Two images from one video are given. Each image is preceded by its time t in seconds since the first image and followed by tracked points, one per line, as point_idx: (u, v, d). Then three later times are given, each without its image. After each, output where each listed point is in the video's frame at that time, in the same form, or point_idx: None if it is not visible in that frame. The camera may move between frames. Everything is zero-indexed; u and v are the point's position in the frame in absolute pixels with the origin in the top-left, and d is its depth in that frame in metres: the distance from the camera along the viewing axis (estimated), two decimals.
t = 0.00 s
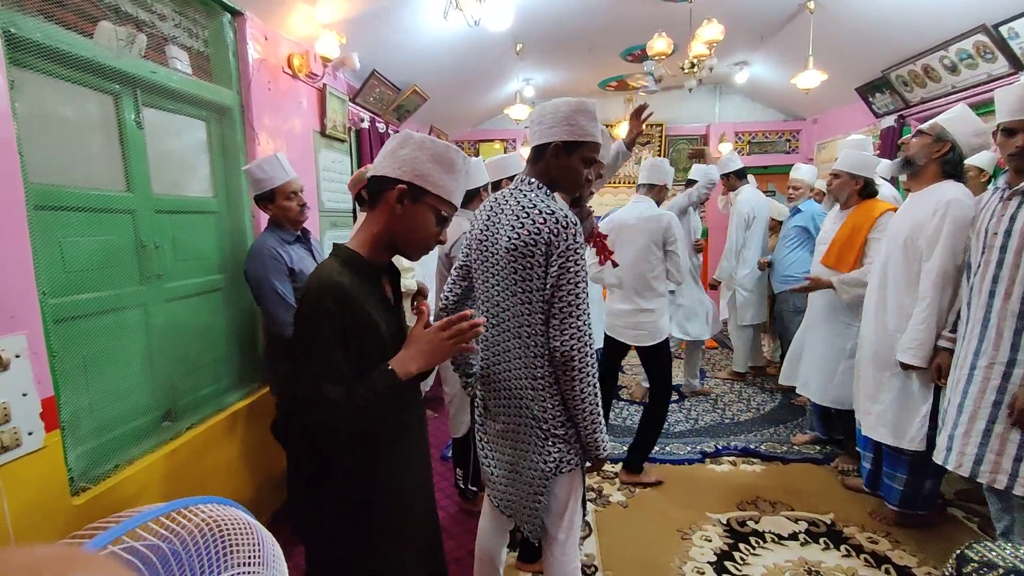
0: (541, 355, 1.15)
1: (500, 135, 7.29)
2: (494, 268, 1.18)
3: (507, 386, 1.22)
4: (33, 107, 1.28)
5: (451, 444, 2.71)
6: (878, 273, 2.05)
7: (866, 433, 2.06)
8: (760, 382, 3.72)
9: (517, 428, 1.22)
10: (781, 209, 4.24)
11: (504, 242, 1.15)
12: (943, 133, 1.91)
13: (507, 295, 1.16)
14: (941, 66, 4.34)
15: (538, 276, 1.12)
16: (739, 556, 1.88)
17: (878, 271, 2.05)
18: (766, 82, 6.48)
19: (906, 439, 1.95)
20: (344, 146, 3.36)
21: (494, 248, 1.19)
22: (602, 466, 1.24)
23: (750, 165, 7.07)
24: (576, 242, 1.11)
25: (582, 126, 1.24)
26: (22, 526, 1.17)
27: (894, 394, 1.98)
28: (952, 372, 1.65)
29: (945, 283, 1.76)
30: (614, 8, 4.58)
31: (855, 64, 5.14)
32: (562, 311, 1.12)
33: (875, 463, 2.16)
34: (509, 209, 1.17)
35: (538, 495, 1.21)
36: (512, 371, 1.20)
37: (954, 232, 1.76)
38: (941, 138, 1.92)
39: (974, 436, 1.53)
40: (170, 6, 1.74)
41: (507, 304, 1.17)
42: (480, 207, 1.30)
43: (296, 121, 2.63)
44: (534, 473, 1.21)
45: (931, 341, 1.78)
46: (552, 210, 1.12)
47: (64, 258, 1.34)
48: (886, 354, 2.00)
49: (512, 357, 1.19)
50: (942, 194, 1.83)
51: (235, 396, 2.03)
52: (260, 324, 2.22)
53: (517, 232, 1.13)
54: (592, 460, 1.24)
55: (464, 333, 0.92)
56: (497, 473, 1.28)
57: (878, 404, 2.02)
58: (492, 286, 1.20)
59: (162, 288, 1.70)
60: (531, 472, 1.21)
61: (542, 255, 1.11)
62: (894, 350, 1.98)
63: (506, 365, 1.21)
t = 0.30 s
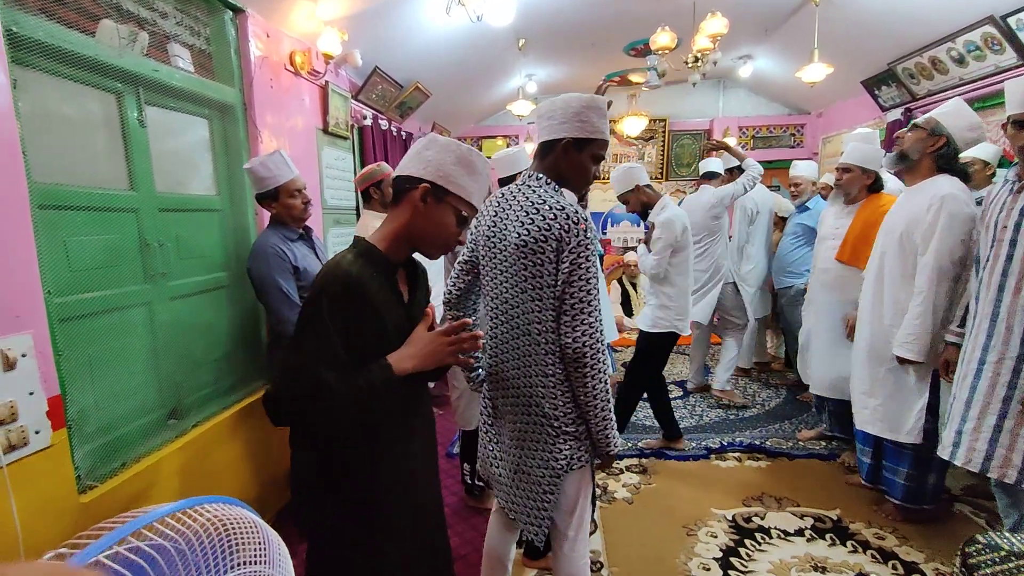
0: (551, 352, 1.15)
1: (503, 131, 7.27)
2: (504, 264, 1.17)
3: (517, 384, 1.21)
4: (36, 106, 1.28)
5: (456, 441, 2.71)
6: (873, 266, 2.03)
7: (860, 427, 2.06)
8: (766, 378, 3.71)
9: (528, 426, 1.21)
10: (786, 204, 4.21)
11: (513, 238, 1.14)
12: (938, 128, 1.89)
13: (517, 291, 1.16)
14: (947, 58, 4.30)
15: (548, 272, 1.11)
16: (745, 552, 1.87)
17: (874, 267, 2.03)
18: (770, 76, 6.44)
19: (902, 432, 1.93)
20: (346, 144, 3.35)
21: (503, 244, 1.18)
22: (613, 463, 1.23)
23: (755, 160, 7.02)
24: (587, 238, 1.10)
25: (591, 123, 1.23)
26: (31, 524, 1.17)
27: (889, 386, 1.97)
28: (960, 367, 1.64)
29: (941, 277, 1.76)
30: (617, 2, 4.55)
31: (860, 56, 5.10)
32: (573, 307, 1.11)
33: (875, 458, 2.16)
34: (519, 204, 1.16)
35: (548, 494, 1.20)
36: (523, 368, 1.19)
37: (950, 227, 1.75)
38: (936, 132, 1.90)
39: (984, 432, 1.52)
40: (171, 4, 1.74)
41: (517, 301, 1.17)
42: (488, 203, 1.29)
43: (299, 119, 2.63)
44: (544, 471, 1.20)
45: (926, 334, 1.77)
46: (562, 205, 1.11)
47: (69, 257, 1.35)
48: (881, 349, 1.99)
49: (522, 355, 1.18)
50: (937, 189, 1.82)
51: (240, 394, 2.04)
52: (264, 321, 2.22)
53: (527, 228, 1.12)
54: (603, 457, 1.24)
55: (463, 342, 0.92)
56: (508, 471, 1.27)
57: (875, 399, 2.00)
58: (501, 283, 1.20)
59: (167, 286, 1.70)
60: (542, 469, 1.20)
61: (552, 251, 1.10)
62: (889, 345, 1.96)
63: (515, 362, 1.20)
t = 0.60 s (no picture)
0: (552, 350, 1.15)
1: (500, 128, 7.26)
2: (505, 263, 1.18)
3: (519, 382, 1.22)
4: (31, 105, 1.27)
5: (457, 438, 2.71)
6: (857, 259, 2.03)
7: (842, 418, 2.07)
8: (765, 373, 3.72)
9: (531, 424, 1.22)
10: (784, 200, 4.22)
11: (514, 236, 1.15)
12: (921, 122, 1.88)
13: (519, 289, 1.16)
14: (945, 52, 4.30)
15: (549, 270, 1.11)
16: (744, 546, 1.88)
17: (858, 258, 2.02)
18: (767, 71, 6.43)
19: (887, 423, 1.94)
20: (344, 141, 3.34)
21: (504, 242, 1.18)
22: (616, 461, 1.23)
23: (753, 155, 7.02)
24: (587, 236, 1.10)
25: (592, 121, 1.23)
26: (32, 524, 1.17)
27: (873, 378, 1.97)
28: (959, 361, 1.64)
29: (921, 271, 1.78)
30: None
31: (857, 51, 5.10)
32: (573, 305, 1.11)
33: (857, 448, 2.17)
34: (519, 202, 1.17)
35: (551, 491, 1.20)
36: (524, 365, 1.20)
37: (932, 220, 1.76)
38: (919, 127, 1.90)
39: (982, 426, 1.53)
40: (167, 2, 1.73)
41: (518, 299, 1.17)
42: (489, 201, 1.29)
43: (296, 116, 2.62)
44: (546, 469, 1.20)
45: (908, 327, 1.80)
46: (562, 203, 1.11)
47: (67, 257, 1.34)
48: (864, 342, 1.99)
49: (524, 352, 1.19)
50: (920, 183, 1.83)
51: (240, 392, 2.04)
52: (263, 319, 2.22)
53: (527, 227, 1.12)
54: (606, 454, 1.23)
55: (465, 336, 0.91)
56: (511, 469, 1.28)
57: (861, 391, 2.00)
58: (502, 281, 1.20)
59: (165, 285, 1.70)
60: (544, 467, 1.21)
61: (552, 249, 1.10)
62: (874, 337, 1.97)
63: (517, 360, 1.21)
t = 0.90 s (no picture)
0: (553, 348, 1.15)
1: (497, 124, 7.25)
2: (508, 261, 1.18)
3: (522, 379, 1.22)
4: (25, 103, 1.27)
5: (456, 434, 2.72)
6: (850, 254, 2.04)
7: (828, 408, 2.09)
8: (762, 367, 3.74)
9: (534, 422, 1.23)
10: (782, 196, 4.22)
11: (516, 234, 1.15)
12: (909, 118, 1.90)
13: (521, 287, 1.17)
14: (940, 46, 4.31)
15: (549, 268, 1.11)
16: (741, 539, 1.89)
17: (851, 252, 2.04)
18: (764, 66, 6.43)
19: (877, 415, 1.96)
20: (340, 138, 3.34)
21: (507, 240, 1.19)
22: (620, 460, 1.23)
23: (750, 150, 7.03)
24: (587, 234, 1.09)
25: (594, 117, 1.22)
26: (32, 522, 1.18)
27: (865, 372, 1.98)
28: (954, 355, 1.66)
29: (908, 263, 1.79)
30: None
31: (853, 45, 5.10)
32: (574, 303, 1.10)
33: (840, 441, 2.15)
34: (521, 200, 1.17)
35: (553, 489, 1.21)
36: (527, 363, 1.20)
37: (922, 214, 1.77)
38: (908, 123, 1.91)
39: (979, 419, 1.54)
40: None
41: (521, 297, 1.18)
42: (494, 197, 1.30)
43: (292, 114, 2.62)
44: (548, 466, 1.21)
45: (896, 319, 1.81)
46: (562, 201, 1.10)
47: (63, 255, 1.34)
48: (854, 334, 2.00)
49: (526, 350, 1.19)
50: (909, 177, 1.83)
51: (240, 389, 2.05)
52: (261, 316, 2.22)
53: (528, 225, 1.12)
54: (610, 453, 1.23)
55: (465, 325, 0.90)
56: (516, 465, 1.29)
57: (851, 383, 2.01)
58: (506, 279, 1.21)
59: (162, 283, 1.70)
60: (547, 464, 1.22)
61: (552, 248, 1.10)
62: (864, 330, 1.97)
63: (520, 358, 1.22)
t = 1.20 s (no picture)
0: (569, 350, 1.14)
1: (496, 121, 7.23)
2: (519, 261, 1.17)
3: (537, 382, 1.21)
4: (20, 99, 1.26)
5: (456, 432, 2.72)
6: (854, 252, 2.04)
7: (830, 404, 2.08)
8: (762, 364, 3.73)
9: (550, 425, 1.22)
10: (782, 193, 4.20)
11: (526, 234, 1.13)
12: (915, 113, 1.88)
13: (535, 289, 1.15)
14: (941, 42, 4.29)
15: (562, 268, 1.10)
16: (742, 536, 1.89)
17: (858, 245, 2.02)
18: (764, 62, 6.41)
19: (885, 412, 1.95)
20: (339, 135, 3.32)
21: (517, 240, 1.17)
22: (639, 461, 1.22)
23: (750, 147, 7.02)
24: (600, 232, 1.08)
25: (608, 111, 1.21)
26: (30, 520, 1.17)
27: (869, 369, 1.98)
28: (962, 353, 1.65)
29: (918, 258, 1.77)
30: None
31: (853, 41, 5.08)
32: (589, 304, 1.09)
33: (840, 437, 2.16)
34: (529, 199, 1.15)
35: (571, 492, 1.20)
36: (541, 365, 1.19)
37: (927, 211, 1.76)
38: (913, 118, 1.90)
39: (993, 418, 1.52)
40: None
41: (534, 298, 1.16)
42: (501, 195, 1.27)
43: (291, 110, 2.60)
44: (566, 469, 1.20)
45: (906, 316, 1.80)
46: (573, 198, 1.09)
47: (60, 252, 1.33)
48: (860, 333, 1.99)
49: (540, 353, 1.18)
50: (917, 173, 1.81)
51: (240, 386, 2.04)
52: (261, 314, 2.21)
53: (539, 224, 1.10)
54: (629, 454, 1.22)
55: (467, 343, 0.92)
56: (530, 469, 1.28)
57: (856, 381, 2.00)
58: (518, 280, 1.19)
59: (160, 280, 1.69)
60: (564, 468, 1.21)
61: (565, 247, 1.08)
62: (870, 328, 1.97)
63: (534, 360, 1.20)
